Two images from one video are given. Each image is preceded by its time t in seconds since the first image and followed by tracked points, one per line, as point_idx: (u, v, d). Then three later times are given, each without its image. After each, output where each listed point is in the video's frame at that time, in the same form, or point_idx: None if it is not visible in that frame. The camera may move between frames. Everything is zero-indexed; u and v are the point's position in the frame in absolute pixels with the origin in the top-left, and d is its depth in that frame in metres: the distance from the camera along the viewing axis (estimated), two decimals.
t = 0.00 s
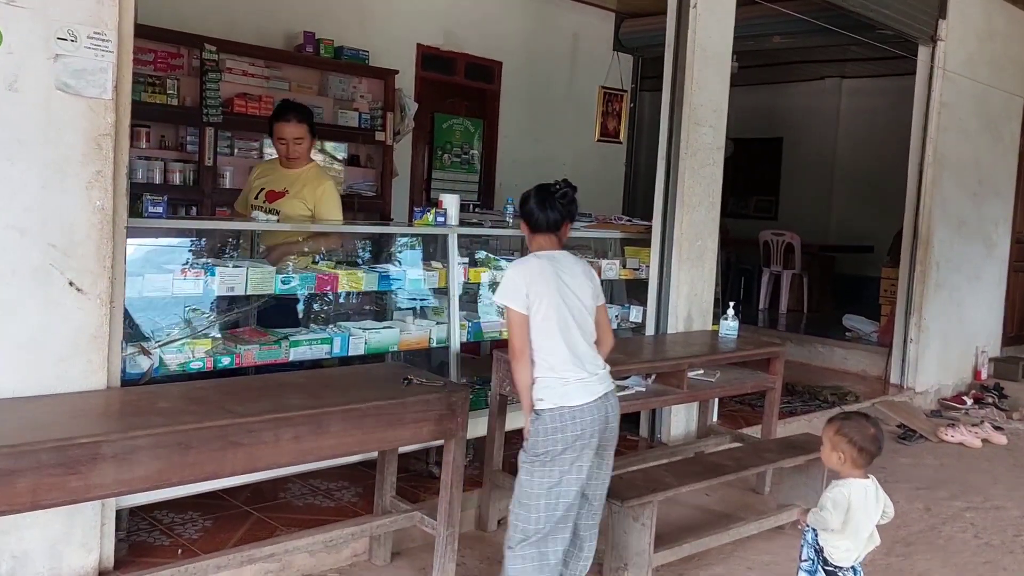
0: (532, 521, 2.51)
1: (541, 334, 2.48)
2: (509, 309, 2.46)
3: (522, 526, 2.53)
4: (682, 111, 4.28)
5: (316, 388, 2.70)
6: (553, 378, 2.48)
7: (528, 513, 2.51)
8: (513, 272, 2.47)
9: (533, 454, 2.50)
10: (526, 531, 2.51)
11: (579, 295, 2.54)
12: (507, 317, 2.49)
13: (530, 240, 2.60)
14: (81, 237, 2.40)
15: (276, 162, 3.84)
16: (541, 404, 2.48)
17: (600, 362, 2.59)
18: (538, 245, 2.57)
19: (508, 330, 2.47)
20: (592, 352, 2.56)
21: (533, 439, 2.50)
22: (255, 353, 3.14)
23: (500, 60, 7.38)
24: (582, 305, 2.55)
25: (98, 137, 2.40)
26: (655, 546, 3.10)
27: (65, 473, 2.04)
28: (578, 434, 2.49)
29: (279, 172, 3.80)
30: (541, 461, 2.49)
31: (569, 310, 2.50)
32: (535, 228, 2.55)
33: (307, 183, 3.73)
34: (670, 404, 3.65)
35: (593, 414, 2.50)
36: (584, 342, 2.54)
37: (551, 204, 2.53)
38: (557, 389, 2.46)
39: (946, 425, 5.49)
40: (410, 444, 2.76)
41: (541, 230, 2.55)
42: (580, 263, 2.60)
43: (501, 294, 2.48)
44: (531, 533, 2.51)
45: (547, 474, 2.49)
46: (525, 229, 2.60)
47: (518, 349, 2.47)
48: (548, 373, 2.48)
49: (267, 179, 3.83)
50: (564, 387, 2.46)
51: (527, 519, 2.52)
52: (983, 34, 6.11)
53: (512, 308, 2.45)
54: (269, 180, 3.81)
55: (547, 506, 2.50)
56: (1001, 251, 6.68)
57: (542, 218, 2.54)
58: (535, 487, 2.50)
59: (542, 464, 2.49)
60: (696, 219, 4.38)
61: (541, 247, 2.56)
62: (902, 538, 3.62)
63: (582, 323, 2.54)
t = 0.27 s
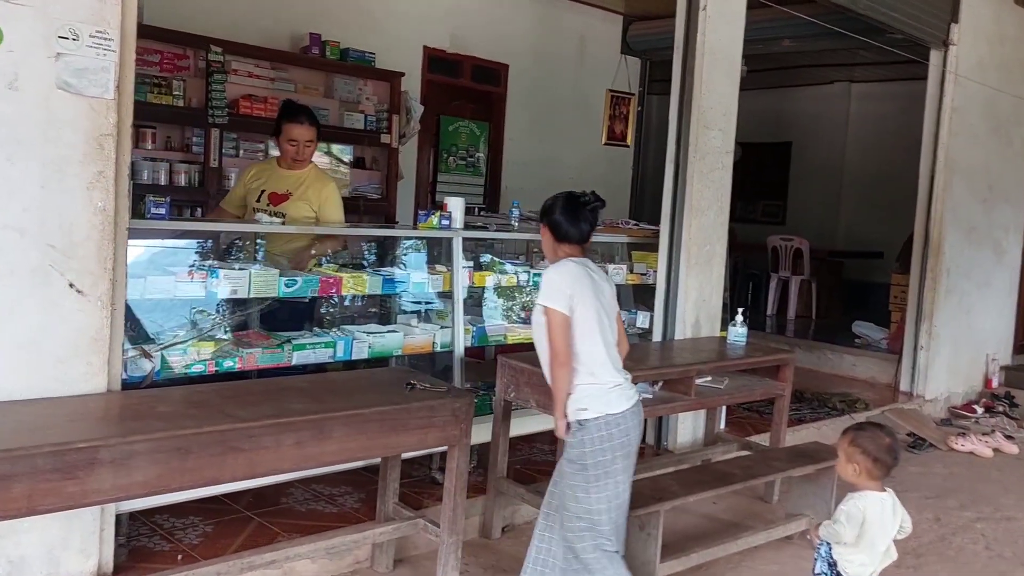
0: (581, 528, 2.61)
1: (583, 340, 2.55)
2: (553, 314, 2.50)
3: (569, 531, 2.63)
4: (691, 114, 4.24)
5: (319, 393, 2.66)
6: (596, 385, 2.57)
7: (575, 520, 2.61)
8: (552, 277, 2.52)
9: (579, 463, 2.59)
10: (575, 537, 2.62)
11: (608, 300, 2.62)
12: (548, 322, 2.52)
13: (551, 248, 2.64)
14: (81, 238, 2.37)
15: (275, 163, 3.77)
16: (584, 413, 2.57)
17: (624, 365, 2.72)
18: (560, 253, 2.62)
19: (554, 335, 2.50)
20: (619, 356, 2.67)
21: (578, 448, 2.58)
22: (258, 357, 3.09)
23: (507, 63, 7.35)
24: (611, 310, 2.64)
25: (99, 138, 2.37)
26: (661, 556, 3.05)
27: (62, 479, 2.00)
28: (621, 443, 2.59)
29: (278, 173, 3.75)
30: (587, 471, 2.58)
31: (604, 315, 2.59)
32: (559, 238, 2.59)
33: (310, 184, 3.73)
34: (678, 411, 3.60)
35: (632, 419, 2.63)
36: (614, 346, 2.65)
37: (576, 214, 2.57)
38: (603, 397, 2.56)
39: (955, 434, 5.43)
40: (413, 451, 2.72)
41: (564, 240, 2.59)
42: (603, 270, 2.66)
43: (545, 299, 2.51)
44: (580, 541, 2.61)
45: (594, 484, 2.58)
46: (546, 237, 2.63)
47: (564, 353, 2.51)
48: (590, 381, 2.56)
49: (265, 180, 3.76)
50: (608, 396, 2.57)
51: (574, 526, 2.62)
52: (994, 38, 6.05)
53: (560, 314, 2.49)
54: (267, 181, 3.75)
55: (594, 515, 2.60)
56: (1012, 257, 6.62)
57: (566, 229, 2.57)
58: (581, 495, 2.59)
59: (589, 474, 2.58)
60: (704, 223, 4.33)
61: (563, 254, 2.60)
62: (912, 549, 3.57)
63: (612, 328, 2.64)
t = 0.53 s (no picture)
0: (630, 536, 2.65)
1: (651, 355, 2.61)
2: (629, 335, 2.48)
3: (616, 537, 2.67)
4: (715, 114, 4.18)
5: (336, 393, 2.64)
6: (661, 396, 2.64)
7: (624, 526, 2.65)
8: (615, 295, 2.52)
9: (640, 471, 2.63)
10: (622, 544, 2.66)
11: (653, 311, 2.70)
12: (624, 344, 2.49)
13: (592, 268, 2.60)
14: (100, 234, 2.37)
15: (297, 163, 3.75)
16: (653, 425, 2.62)
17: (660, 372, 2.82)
18: (603, 273, 2.59)
19: (630, 357, 2.48)
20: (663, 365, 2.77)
21: (642, 459, 2.62)
22: (277, 357, 3.10)
23: (528, 63, 7.33)
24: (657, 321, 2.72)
25: (118, 135, 2.38)
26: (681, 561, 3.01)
27: (77, 476, 1.99)
28: (682, 453, 2.67)
29: (300, 173, 3.74)
30: (647, 480, 2.62)
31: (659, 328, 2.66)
32: (603, 257, 2.56)
33: (334, 185, 3.73)
34: (699, 415, 3.56)
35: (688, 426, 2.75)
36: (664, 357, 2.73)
37: (620, 231, 2.55)
38: (669, 407, 2.65)
39: (981, 440, 5.33)
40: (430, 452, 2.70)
41: (608, 259, 2.56)
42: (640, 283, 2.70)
43: (619, 319, 2.49)
44: (627, 548, 2.65)
45: (652, 493, 2.63)
46: (587, 257, 2.59)
47: (639, 375, 2.50)
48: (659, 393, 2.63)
49: (287, 180, 3.74)
50: (673, 407, 2.66)
51: (623, 532, 2.65)
52: None
53: (635, 334, 2.48)
54: (288, 181, 3.74)
55: (646, 523, 2.64)
56: None
57: (611, 247, 2.55)
58: (636, 503, 2.63)
59: (649, 483, 2.63)
60: (727, 225, 4.28)
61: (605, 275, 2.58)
62: (936, 557, 3.50)
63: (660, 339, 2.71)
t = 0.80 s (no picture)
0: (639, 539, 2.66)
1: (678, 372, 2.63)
2: (661, 359, 2.48)
3: (626, 540, 2.67)
4: (728, 113, 4.14)
5: (344, 394, 2.62)
6: (688, 410, 2.68)
7: (635, 528, 2.66)
8: (642, 319, 2.54)
9: (661, 477, 2.66)
10: (630, 547, 2.66)
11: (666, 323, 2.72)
12: (655, 371, 2.48)
13: (616, 291, 2.62)
14: (106, 233, 2.36)
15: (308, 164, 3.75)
16: (682, 437, 2.66)
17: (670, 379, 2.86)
18: (627, 294, 2.62)
19: (662, 383, 2.46)
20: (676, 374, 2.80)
21: (667, 468, 2.66)
22: (286, 357, 3.08)
23: (541, 63, 7.31)
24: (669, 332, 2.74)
25: (125, 133, 2.36)
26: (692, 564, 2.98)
27: (82, 477, 1.98)
28: (703, 464, 2.73)
29: (310, 174, 3.73)
30: (667, 486, 2.65)
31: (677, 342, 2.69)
32: (627, 279, 2.58)
33: (342, 186, 3.70)
34: (711, 418, 3.51)
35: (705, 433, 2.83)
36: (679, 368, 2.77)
37: (642, 252, 2.57)
38: (697, 420, 2.70)
39: (999, 444, 5.26)
40: (438, 454, 2.67)
41: (633, 281, 2.58)
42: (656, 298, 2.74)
43: (650, 345, 2.49)
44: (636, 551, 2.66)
45: (670, 498, 2.66)
46: (610, 280, 2.61)
47: (672, 402, 2.48)
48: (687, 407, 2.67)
49: (297, 181, 3.75)
50: (699, 418, 2.70)
51: (634, 535, 2.66)
52: None
53: (667, 359, 2.48)
54: (299, 182, 3.73)
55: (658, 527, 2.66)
56: None
57: (634, 269, 2.57)
58: (652, 507, 2.65)
59: (669, 489, 2.65)
60: (740, 226, 4.23)
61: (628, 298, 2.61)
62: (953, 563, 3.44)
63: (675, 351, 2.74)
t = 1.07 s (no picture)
0: (639, 545, 2.68)
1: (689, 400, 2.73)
2: (673, 395, 2.59)
3: (626, 543, 2.69)
4: (745, 110, 4.07)
5: (351, 394, 2.59)
6: (701, 430, 2.79)
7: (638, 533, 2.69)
8: (654, 357, 2.64)
9: (672, 489, 2.72)
10: (630, 551, 2.68)
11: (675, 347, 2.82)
12: (666, 406, 2.59)
13: (627, 321, 2.72)
14: (111, 230, 2.34)
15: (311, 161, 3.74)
16: (694, 455, 2.76)
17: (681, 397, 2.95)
18: (638, 324, 2.71)
19: (674, 418, 2.58)
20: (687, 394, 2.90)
21: (678, 483, 2.73)
22: (294, 356, 3.06)
23: (557, 59, 7.27)
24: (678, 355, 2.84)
25: (130, 130, 2.34)
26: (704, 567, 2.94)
27: (83, 477, 1.96)
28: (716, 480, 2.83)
29: (313, 170, 3.72)
30: (676, 498, 2.71)
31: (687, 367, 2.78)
32: (639, 310, 2.67)
33: (340, 182, 3.66)
34: (726, 419, 3.44)
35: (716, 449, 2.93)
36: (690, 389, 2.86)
37: (653, 283, 2.67)
38: (710, 439, 2.80)
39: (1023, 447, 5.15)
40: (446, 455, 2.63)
41: (644, 311, 2.68)
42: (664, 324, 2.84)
43: (662, 382, 2.60)
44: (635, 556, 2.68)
45: (677, 509, 2.71)
46: (622, 310, 2.70)
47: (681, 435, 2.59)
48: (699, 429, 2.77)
49: (301, 178, 3.76)
50: (710, 436, 2.81)
51: (635, 539, 2.69)
52: None
53: (677, 394, 2.59)
54: (303, 179, 3.74)
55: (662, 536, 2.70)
56: None
57: (646, 300, 2.66)
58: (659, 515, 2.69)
59: (678, 501, 2.71)
60: (758, 224, 4.16)
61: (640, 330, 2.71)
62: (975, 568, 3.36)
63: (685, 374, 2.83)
